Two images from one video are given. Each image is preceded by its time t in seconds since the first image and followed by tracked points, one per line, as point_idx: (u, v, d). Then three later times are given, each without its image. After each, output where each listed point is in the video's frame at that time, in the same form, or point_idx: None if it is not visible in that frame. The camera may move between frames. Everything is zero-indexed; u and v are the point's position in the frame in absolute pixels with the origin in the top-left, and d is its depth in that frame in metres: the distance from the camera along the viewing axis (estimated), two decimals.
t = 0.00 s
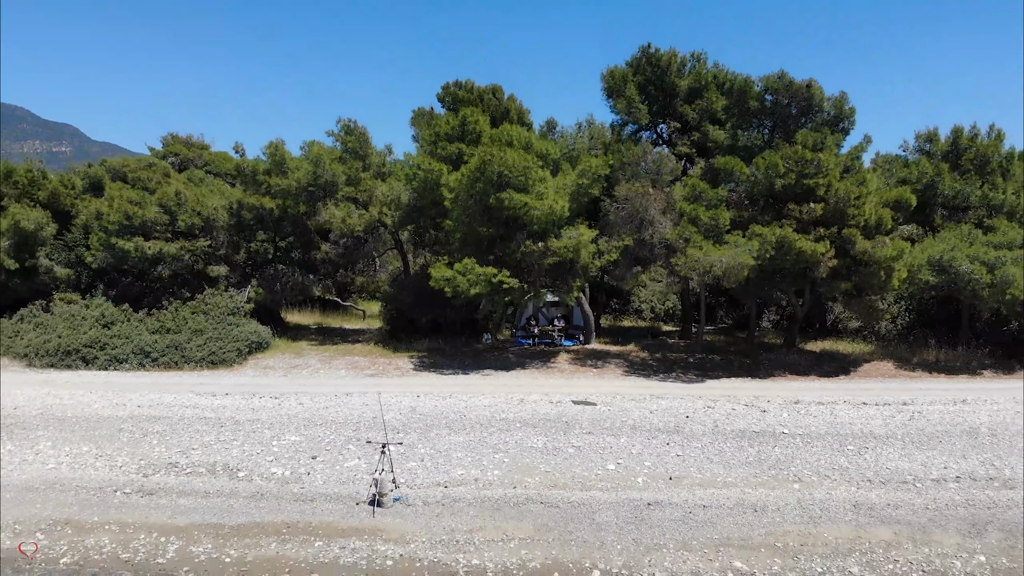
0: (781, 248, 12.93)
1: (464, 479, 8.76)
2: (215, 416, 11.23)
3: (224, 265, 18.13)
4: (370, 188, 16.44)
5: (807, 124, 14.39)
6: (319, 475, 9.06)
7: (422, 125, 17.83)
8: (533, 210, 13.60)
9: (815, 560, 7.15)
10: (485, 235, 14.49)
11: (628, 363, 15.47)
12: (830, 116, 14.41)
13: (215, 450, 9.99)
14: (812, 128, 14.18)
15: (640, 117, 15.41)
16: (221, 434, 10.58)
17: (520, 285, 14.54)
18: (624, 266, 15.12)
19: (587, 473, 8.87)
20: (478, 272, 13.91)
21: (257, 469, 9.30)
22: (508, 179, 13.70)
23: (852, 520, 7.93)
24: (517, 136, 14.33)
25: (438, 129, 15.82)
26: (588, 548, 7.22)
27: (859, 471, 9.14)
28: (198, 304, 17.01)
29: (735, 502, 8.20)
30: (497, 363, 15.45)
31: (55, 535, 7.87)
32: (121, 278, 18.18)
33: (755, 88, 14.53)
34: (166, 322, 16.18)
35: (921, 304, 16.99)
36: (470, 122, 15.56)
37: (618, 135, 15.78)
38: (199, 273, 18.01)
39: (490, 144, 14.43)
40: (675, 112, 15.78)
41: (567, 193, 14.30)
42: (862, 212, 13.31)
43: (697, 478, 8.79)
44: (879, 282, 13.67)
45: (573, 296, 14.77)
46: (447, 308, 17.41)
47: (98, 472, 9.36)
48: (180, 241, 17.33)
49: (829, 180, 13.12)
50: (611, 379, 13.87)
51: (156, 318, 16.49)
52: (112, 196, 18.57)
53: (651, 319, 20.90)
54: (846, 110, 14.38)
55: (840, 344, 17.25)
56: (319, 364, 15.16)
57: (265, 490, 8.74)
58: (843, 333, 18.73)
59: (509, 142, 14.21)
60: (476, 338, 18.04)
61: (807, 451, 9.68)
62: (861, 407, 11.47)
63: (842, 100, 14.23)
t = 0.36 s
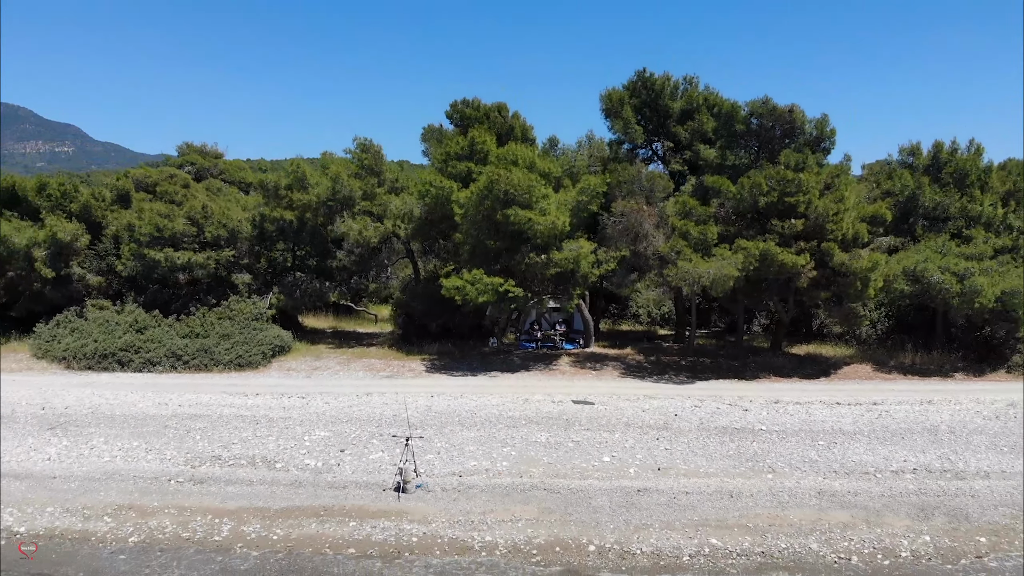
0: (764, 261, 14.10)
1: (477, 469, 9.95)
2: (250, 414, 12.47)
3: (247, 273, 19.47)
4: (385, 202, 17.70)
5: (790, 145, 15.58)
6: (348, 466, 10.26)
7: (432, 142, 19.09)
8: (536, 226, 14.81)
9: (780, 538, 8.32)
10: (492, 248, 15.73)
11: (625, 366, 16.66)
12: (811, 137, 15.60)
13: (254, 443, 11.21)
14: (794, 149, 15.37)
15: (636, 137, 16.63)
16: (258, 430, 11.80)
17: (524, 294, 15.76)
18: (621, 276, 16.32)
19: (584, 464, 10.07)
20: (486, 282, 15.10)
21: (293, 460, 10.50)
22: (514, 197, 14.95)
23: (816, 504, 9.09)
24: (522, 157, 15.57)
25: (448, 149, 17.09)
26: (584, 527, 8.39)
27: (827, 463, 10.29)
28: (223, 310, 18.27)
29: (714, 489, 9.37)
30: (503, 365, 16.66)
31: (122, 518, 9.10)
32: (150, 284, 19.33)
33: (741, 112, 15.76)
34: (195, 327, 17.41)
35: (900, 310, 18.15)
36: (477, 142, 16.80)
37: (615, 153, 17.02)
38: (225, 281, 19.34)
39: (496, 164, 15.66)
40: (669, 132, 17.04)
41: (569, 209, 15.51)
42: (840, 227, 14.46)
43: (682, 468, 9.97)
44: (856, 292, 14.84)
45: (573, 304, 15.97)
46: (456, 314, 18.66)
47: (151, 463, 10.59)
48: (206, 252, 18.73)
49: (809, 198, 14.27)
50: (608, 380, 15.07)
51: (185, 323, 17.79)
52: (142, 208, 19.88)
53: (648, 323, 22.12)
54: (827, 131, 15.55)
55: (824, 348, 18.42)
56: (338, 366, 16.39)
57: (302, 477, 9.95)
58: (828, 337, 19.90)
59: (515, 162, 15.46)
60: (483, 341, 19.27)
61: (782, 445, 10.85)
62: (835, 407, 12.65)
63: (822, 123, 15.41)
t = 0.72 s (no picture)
0: (752, 270, 15.16)
1: (487, 461, 11.03)
2: (276, 412, 13.57)
3: (266, 280, 20.62)
4: (397, 214, 18.83)
5: (777, 161, 16.66)
6: (370, 459, 11.34)
7: (441, 156, 20.21)
8: (539, 238, 15.89)
9: (756, 521, 9.37)
10: (498, 257, 16.83)
11: (622, 367, 17.75)
12: (798, 153, 16.65)
13: (283, 438, 12.32)
14: (781, 164, 16.44)
15: (633, 153, 17.73)
16: (285, 426, 12.91)
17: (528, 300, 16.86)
18: (619, 283, 17.43)
19: (583, 457, 11.15)
20: (493, 290, 16.18)
21: (319, 453, 11.58)
22: (518, 210, 16.04)
23: (791, 493, 10.14)
24: (526, 172, 16.68)
25: (457, 164, 18.21)
26: (583, 513, 9.46)
27: (804, 456, 11.33)
28: (244, 314, 19.40)
29: (699, 480, 10.43)
30: (509, 366, 17.77)
31: (170, 504, 10.20)
32: (173, 290, 20.43)
33: (731, 131, 16.86)
34: (218, 331, 18.53)
35: (883, 315, 19.20)
36: (484, 157, 17.91)
37: (614, 168, 18.14)
38: (245, 287, 20.53)
39: (502, 179, 16.76)
40: (665, 148, 18.20)
41: (570, 221, 16.59)
42: (824, 239, 15.48)
43: (672, 461, 11.03)
44: (837, 298, 15.92)
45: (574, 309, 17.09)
46: (463, 318, 19.80)
47: (190, 457, 11.69)
48: (228, 260, 19.80)
49: (794, 212, 15.32)
50: (607, 381, 16.16)
51: (209, 327, 18.90)
52: (166, 218, 21.03)
53: (646, 326, 23.21)
54: (812, 148, 16.59)
55: (812, 351, 19.48)
56: (354, 367, 17.50)
57: (328, 468, 11.04)
58: (816, 340, 20.99)
59: (520, 178, 16.56)
60: (488, 344, 20.41)
61: (764, 441, 11.90)
62: (816, 406, 13.72)
63: (808, 140, 16.46)
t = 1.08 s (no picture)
0: (740, 279, 16.39)
1: (497, 454, 12.26)
2: (303, 410, 14.83)
3: (286, 286, 21.85)
4: (410, 225, 20.15)
5: (765, 177, 17.92)
6: (391, 452, 12.59)
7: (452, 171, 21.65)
8: (543, 249, 17.15)
9: (737, 507, 10.58)
10: (505, 267, 18.09)
11: (621, 369, 18.99)
12: (785, 169, 17.85)
13: (311, 433, 13.57)
14: (768, 180, 17.68)
15: (631, 168, 19.02)
16: (312, 423, 14.16)
17: (533, 307, 18.11)
18: (617, 290, 18.67)
19: (583, 451, 12.37)
20: (500, 297, 17.43)
21: (345, 447, 12.82)
22: (523, 223, 17.29)
23: (769, 482, 11.35)
24: (531, 187, 17.97)
25: (466, 179, 19.57)
26: (583, 499, 10.69)
27: (783, 450, 12.53)
28: (267, 319, 20.71)
29: (687, 471, 11.65)
30: (514, 368, 19.04)
31: (215, 491, 11.46)
32: (198, 295, 21.66)
33: (722, 149, 18.10)
34: (243, 335, 19.81)
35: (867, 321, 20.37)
36: (491, 173, 19.23)
37: (613, 182, 19.46)
38: (265, 293, 21.82)
39: (508, 194, 18.05)
40: (660, 162, 19.64)
41: (571, 233, 17.84)
42: (807, 250, 16.67)
43: (663, 454, 12.25)
44: (820, 305, 17.12)
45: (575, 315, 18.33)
46: (471, 323, 21.04)
47: (229, 450, 12.94)
48: (251, 268, 21.06)
49: (779, 225, 16.52)
50: (606, 382, 17.39)
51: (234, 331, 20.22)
52: (190, 227, 22.31)
53: (644, 329, 24.45)
54: (798, 164, 17.78)
55: (799, 353, 20.69)
56: (370, 368, 18.76)
57: (354, 460, 12.30)
58: (803, 344, 22.21)
59: (525, 193, 17.83)
60: (495, 347, 21.65)
61: (747, 437, 13.10)
62: (798, 406, 14.93)
63: (793, 157, 17.66)
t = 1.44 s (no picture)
0: (730, 287, 17.63)
1: (506, 448, 13.51)
2: (326, 408, 16.11)
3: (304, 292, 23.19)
4: (422, 235, 21.50)
5: (755, 191, 19.17)
6: (409, 446, 13.87)
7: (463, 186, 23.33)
8: (547, 259, 18.41)
9: (721, 495, 11.81)
10: (511, 275, 19.37)
11: (620, 370, 20.25)
12: (773, 183, 19.10)
13: (336, 429, 14.84)
14: (757, 194, 18.93)
15: (629, 182, 20.29)
16: (335, 420, 15.43)
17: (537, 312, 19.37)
18: (616, 297, 19.91)
19: (583, 445, 13.63)
20: (507, 303, 18.68)
21: (367, 442, 14.09)
22: (528, 235, 18.56)
23: (751, 474, 12.58)
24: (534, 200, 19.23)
25: (475, 193, 20.98)
26: (583, 488, 11.94)
27: (766, 445, 13.76)
28: (287, 323, 22.07)
29: (678, 463, 12.90)
30: (520, 369, 20.31)
31: (253, 481, 12.74)
32: (220, 300, 22.97)
33: (714, 164, 19.35)
34: (265, 338, 21.14)
35: (852, 325, 21.60)
36: (498, 187, 20.56)
37: (612, 194, 20.78)
38: (284, 298, 23.07)
39: (514, 207, 19.34)
40: (657, 176, 20.95)
41: (573, 243, 19.11)
42: (793, 259, 17.88)
43: (656, 448, 13.50)
44: (806, 311, 18.33)
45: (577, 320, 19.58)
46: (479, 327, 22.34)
47: (262, 444, 14.20)
48: (271, 275, 22.37)
49: (766, 237, 17.75)
50: (606, 382, 18.64)
51: (257, 334, 21.56)
52: (213, 236, 23.66)
53: (642, 333, 25.68)
54: (786, 178, 19.02)
55: (789, 356, 21.91)
56: (384, 369, 20.05)
57: (376, 453, 13.58)
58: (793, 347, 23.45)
59: (529, 206, 19.10)
60: (500, 350, 22.95)
61: (734, 433, 14.33)
62: (783, 405, 16.16)
63: (781, 172, 18.91)
